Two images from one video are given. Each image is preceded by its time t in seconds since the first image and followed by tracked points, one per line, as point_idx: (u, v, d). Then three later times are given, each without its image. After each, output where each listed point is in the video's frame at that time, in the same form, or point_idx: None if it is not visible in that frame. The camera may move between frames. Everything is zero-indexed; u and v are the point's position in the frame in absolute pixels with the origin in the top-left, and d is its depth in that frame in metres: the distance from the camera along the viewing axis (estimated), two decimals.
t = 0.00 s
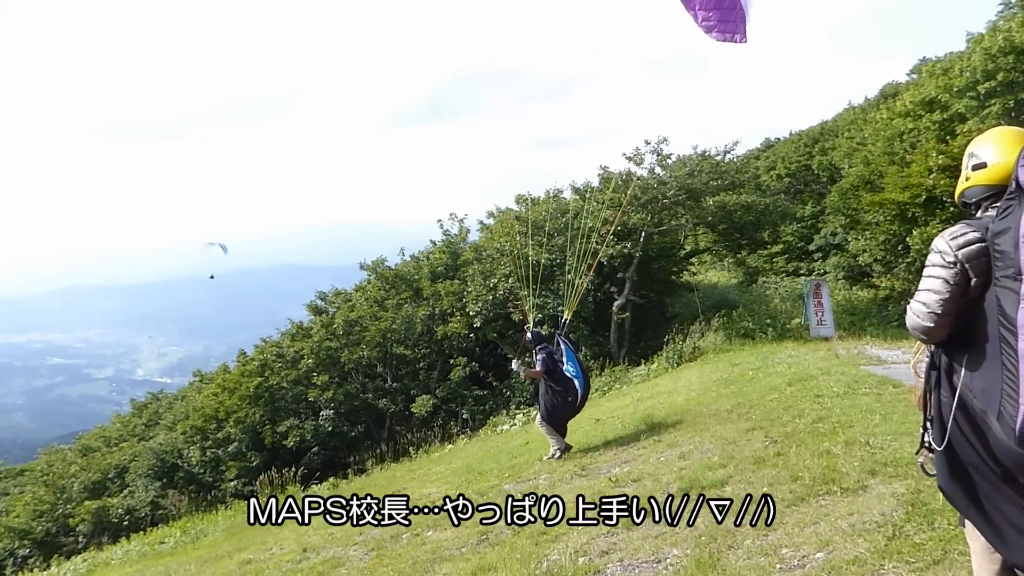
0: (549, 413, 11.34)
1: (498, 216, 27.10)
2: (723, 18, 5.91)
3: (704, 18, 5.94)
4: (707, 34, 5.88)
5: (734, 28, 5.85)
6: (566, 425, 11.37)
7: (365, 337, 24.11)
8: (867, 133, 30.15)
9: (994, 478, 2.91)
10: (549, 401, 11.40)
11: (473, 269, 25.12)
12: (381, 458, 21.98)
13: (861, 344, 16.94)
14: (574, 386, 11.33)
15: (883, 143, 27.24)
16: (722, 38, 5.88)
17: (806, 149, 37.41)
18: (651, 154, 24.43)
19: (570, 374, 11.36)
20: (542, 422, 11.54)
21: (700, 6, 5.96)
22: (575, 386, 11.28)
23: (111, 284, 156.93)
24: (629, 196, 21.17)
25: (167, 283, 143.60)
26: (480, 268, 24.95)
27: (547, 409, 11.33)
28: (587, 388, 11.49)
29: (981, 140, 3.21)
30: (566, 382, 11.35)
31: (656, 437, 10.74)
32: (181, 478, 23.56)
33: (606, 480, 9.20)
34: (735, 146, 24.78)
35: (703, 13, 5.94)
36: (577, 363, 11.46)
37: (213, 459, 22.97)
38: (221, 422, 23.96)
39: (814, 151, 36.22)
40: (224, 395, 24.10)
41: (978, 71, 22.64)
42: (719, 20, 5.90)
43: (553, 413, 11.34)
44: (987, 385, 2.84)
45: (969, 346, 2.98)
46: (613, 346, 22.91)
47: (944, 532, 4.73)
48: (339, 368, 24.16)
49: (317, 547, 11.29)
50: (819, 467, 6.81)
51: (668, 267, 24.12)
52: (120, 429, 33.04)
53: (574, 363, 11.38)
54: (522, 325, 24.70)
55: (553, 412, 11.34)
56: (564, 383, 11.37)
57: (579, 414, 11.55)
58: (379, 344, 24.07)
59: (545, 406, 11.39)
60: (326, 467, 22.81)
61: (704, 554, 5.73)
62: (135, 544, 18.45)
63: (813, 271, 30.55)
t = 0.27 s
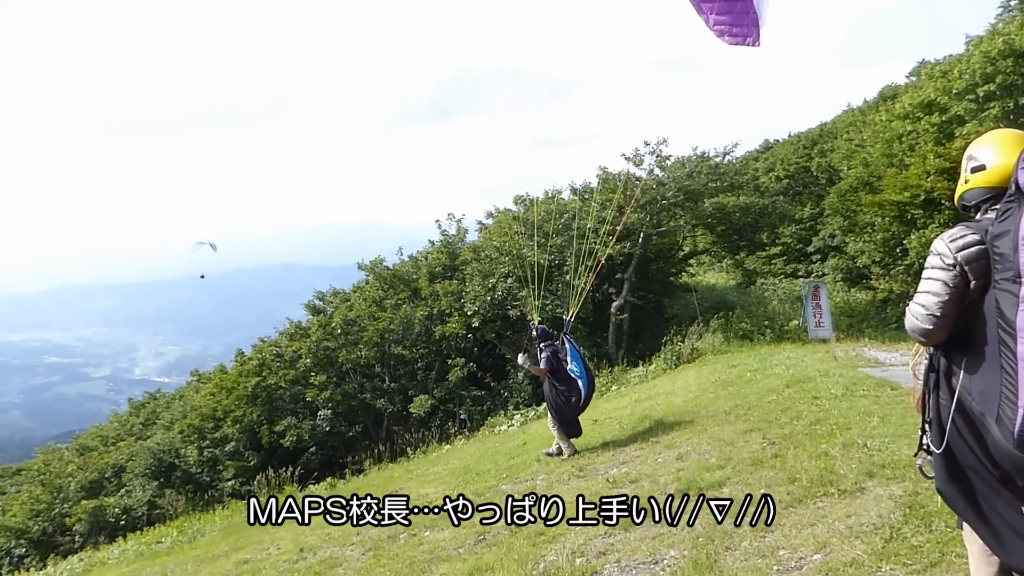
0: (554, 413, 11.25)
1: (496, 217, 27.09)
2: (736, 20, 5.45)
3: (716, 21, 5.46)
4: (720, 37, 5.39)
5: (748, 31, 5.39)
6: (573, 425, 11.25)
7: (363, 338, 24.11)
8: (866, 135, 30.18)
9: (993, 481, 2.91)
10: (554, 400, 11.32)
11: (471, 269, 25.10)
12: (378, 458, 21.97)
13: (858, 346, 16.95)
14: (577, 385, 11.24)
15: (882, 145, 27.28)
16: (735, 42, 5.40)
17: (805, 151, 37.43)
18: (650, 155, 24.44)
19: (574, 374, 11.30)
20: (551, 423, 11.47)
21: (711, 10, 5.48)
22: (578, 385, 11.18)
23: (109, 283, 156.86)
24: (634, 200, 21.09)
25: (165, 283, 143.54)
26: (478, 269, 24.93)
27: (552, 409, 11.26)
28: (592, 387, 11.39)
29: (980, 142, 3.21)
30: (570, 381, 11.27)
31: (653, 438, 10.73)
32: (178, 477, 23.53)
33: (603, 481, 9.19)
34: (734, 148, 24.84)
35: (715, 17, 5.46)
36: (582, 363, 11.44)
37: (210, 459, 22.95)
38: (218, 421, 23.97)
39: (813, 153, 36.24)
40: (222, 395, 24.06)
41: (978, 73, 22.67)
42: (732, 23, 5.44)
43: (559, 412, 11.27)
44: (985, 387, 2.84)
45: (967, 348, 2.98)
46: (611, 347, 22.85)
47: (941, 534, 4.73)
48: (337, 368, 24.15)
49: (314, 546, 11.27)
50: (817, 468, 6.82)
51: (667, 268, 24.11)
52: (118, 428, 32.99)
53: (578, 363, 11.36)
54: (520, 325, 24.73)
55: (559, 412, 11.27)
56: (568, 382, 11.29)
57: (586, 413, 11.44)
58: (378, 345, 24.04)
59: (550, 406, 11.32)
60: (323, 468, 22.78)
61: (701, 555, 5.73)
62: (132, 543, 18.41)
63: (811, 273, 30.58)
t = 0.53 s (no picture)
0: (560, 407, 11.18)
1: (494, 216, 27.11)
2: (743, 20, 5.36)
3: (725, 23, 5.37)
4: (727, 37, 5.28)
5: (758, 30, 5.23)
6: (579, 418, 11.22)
7: (361, 337, 24.12)
8: (864, 135, 30.22)
9: (989, 480, 2.92)
10: (559, 394, 11.22)
11: (469, 268, 25.08)
12: (376, 456, 21.98)
13: (855, 345, 16.98)
14: (582, 379, 11.09)
15: (879, 145, 27.34)
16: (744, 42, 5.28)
17: (803, 151, 37.44)
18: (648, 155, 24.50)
19: (578, 369, 11.15)
20: (557, 416, 11.41)
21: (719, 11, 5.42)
22: (583, 380, 11.04)
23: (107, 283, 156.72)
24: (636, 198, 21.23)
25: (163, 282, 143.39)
26: (476, 267, 24.88)
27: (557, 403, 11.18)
28: (597, 379, 11.23)
29: (978, 142, 3.22)
30: (575, 376, 11.11)
31: (650, 437, 10.75)
32: (176, 476, 23.52)
33: (601, 479, 9.20)
34: (731, 148, 24.96)
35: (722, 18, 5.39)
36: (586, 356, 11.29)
37: (208, 458, 22.96)
38: (216, 421, 23.97)
39: (811, 153, 36.26)
40: (220, 394, 24.05)
41: (975, 74, 22.71)
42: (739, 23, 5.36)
43: (564, 406, 11.20)
44: (983, 386, 2.85)
45: (965, 348, 2.98)
46: (609, 346, 22.74)
47: (938, 533, 4.74)
48: (334, 367, 24.14)
49: (312, 546, 11.27)
50: (813, 467, 6.83)
51: (664, 267, 24.01)
52: (115, 428, 32.93)
53: (582, 357, 11.21)
54: (518, 325, 24.80)
55: (565, 406, 11.20)
56: (572, 377, 11.14)
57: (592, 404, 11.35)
58: (375, 343, 24.02)
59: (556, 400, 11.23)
60: (321, 467, 22.75)
61: (698, 553, 5.74)
62: (130, 543, 18.40)
63: (809, 273, 30.61)
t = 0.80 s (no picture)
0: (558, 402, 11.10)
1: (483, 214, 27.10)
2: (745, 20, 5.42)
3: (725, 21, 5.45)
4: (729, 37, 5.35)
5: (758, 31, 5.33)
6: (576, 413, 11.19)
7: (349, 335, 24.05)
8: (851, 133, 30.41)
9: (975, 475, 2.94)
10: (556, 389, 11.13)
11: (457, 267, 24.97)
12: (365, 455, 21.92)
13: (843, 342, 17.10)
14: (579, 374, 11.14)
15: (867, 143, 27.52)
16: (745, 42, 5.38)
17: (791, 149, 37.60)
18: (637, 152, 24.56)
19: (577, 364, 11.25)
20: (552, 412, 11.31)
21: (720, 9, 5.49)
22: (582, 374, 11.09)
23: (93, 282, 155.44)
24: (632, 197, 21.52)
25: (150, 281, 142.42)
26: (465, 266, 24.77)
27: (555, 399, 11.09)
28: (591, 374, 11.35)
29: (964, 139, 3.24)
30: (572, 370, 11.13)
31: (639, 434, 10.77)
32: (164, 476, 23.40)
33: (589, 477, 9.21)
34: (719, 146, 25.11)
35: (724, 17, 5.46)
36: (582, 355, 11.45)
37: (196, 458, 22.87)
38: (204, 420, 23.85)
39: (799, 151, 36.42)
40: (208, 393, 23.92)
41: (961, 72, 22.92)
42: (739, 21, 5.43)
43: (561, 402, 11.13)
44: (968, 382, 2.86)
45: (950, 343, 3.00)
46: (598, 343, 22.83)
47: (923, 528, 4.78)
48: (323, 365, 24.06)
49: (300, 545, 11.22)
50: (801, 463, 6.86)
51: (653, 265, 24.07)
52: (102, 428, 32.68)
53: (580, 354, 11.36)
54: (507, 322, 24.75)
55: (562, 402, 11.14)
56: (570, 372, 11.14)
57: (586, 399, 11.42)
58: (364, 342, 23.96)
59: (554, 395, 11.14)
60: (310, 466, 22.72)
61: (686, 549, 5.75)
62: (117, 544, 18.26)
63: (797, 270, 30.76)
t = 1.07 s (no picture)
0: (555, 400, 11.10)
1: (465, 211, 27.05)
2: (737, 18, 5.45)
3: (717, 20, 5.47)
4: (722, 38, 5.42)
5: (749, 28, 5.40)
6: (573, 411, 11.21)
7: (331, 333, 23.93)
8: (831, 131, 30.68)
9: (952, 471, 2.96)
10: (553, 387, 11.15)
11: (439, 264, 24.85)
12: (347, 454, 21.82)
13: (823, 339, 17.25)
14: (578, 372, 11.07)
15: (847, 141, 27.80)
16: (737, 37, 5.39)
17: (772, 147, 37.84)
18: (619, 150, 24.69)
19: (574, 362, 11.13)
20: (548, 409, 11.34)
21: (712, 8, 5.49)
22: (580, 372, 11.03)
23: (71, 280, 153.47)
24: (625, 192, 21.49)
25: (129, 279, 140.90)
26: (446, 263, 24.57)
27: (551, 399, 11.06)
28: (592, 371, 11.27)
29: (943, 136, 3.25)
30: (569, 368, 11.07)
31: (621, 431, 10.79)
32: (144, 476, 23.18)
33: (571, 474, 9.21)
34: (700, 144, 25.25)
35: (716, 15, 5.46)
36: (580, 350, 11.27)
37: (177, 457, 22.70)
38: (185, 419, 23.69)
39: (780, 148, 36.66)
40: (188, 392, 23.72)
41: (939, 71, 23.19)
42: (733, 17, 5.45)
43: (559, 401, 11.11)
44: (946, 378, 2.88)
45: (928, 339, 3.02)
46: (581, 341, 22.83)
47: (901, 523, 4.82)
48: (305, 364, 23.92)
49: (281, 544, 11.16)
50: (781, 459, 6.89)
51: (635, 262, 24.13)
52: (81, 427, 32.29)
53: (577, 351, 11.17)
54: (489, 320, 24.48)
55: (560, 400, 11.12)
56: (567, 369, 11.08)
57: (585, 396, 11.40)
58: (346, 341, 23.94)
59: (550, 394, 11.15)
60: (292, 465, 22.79)
61: (667, 546, 5.76)
62: (96, 544, 18.05)
63: (778, 267, 30.98)
